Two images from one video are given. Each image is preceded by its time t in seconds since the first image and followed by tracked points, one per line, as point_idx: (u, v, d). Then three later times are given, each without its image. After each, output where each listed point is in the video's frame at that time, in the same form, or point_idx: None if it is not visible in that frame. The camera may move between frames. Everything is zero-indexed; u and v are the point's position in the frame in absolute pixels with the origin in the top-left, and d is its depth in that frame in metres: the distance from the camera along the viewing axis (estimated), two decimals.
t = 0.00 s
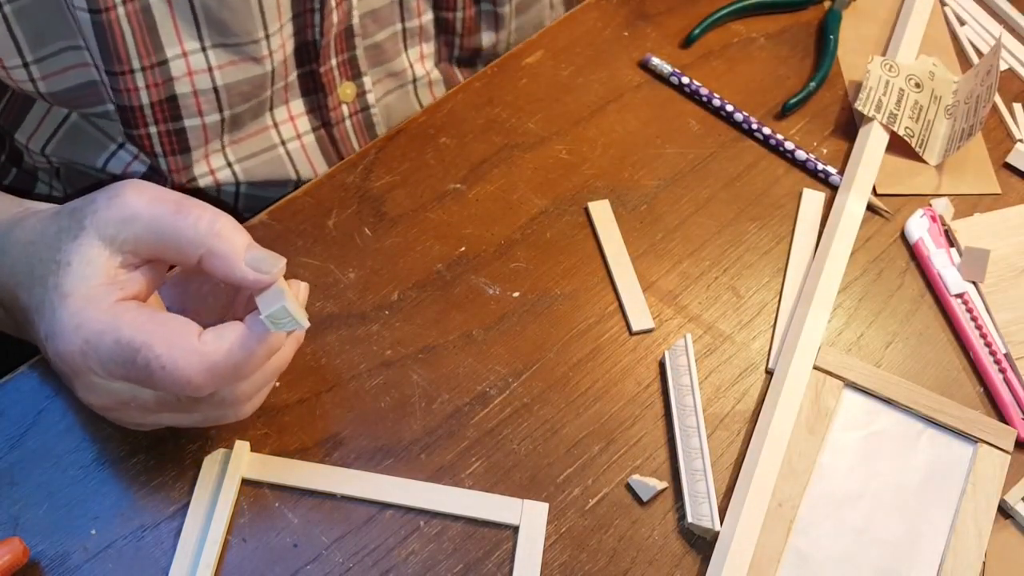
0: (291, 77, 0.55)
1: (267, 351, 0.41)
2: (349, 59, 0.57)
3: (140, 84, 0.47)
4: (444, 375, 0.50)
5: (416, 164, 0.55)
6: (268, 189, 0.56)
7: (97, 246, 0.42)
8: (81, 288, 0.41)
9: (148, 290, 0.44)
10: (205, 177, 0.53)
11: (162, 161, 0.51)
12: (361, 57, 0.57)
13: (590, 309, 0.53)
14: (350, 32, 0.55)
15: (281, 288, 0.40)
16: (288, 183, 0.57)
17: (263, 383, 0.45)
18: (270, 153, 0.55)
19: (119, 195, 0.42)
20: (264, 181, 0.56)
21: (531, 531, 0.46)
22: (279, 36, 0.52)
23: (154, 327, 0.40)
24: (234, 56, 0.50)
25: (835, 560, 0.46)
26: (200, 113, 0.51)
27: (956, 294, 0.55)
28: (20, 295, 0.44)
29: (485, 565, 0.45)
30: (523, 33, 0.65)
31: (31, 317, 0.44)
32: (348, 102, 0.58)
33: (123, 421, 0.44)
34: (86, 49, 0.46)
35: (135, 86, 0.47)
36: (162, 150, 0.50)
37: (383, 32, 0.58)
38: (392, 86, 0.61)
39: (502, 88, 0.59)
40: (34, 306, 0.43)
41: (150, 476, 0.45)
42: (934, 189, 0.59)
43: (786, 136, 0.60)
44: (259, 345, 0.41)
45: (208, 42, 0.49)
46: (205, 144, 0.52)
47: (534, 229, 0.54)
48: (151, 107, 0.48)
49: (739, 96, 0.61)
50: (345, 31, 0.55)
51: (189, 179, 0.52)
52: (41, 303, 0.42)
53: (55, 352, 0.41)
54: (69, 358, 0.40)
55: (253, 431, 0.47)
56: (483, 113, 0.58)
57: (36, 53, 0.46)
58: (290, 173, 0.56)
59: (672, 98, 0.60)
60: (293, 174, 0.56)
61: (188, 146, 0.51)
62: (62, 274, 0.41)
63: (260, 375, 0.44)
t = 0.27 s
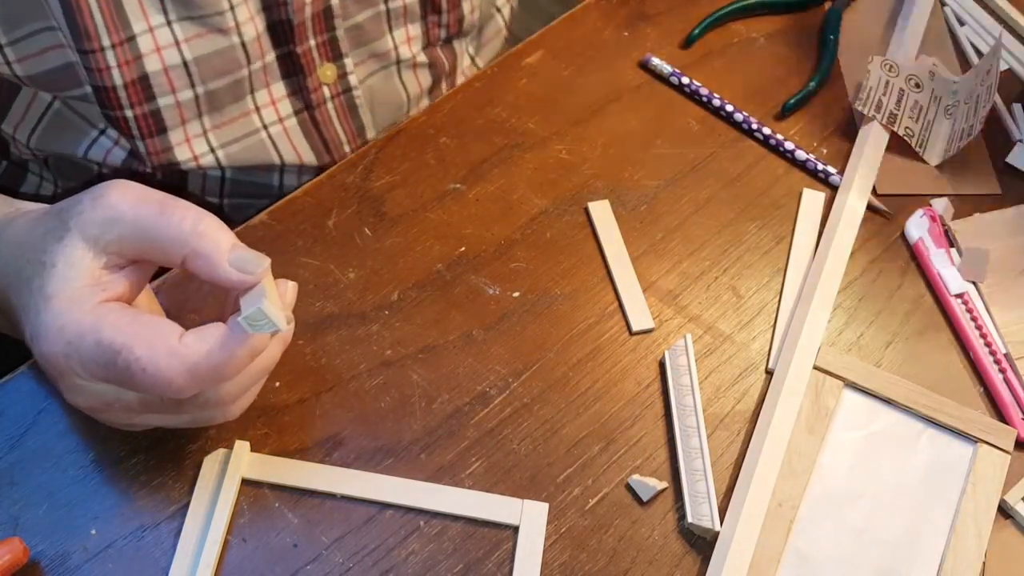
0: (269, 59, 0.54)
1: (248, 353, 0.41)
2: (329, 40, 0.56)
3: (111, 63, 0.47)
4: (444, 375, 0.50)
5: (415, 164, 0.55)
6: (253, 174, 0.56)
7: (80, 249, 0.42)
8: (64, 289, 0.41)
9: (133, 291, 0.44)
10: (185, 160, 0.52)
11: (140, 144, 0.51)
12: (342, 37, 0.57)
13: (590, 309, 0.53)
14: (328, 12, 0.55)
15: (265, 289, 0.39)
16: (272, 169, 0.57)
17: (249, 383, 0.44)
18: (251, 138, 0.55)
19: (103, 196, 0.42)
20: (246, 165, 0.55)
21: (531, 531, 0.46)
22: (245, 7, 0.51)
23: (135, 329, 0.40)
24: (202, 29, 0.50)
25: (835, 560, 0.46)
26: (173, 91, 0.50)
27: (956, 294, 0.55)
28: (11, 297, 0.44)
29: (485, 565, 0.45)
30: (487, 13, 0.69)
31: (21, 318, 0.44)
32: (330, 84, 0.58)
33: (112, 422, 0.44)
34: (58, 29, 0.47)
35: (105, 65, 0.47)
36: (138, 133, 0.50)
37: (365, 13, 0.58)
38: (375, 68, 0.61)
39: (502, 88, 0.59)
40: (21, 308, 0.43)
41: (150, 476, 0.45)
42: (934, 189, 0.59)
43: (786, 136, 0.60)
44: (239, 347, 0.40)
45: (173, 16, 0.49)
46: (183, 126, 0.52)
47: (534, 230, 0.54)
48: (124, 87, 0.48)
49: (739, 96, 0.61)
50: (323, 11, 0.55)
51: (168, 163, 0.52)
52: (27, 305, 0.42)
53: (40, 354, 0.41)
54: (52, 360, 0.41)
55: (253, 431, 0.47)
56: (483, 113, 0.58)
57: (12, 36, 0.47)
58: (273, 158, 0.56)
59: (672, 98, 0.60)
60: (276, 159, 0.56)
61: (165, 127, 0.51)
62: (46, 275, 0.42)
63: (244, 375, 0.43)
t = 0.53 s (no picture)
0: (239, 50, 0.54)
1: (233, 357, 0.40)
2: (301, 31, 0.56)
3: (73, 48, 0.47)
4: (444, 375, 0.50)
5: (415, 164, 0.55)
6: (227, 168, 0.58)
7: (66, 251, 0.42)
8: (49, 293, 0.42)
9: (122, 292, 0.44)
10: (155, 150, 0.53)
11: (106, 132, 0.51)
12: (315, 29, 0.57)
13: (590, 310, 0.53)
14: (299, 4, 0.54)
15: (250, 293, 0.38)
16: (247, 164, 0.58)
17: (237, 384, 0.44)
18: (223, 131, 0.55)
19: (90, 198, 0.42)
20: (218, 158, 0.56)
21: (531, 531, 0.46)
22: None
23: (117, 333, 0.40)
24: (165, 15, 0.50)
25: (834, 560, 0.46)
26: (136, 76, 0.50)
27: (956, 294, 0.55)
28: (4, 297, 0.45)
29: (485, 565, 0.45)
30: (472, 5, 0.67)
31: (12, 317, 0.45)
32: (304, 76, 0.57)
33: (101, 425, 0.45)
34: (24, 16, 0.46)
35: (68, 51, 0.47)
36: (105, 120, 0.50)
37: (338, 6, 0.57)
38: (351, 60, 0.61)
39: (502, 88, 0.59)
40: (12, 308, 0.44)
41: (150, 476, 0.45)
42: (934, 190, 0.59)
43: (786, 136, 0.60)
44: (224, 350, 0.40)
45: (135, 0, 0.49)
46: (150, 115, 0.52)
47: (534, 230, 0.54)
48: (88, 73, 0.48)
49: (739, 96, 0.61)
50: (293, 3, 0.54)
51: (137, 150, 0.52)
52: (17, 305, 0.43)
53: (26, 354, 0.42)
54: (37, 362, 0.42)
55: (253, 432, 0.47)
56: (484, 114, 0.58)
57: None
58: (244, 152, 0.57)
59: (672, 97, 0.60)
60: (249, 153, 0.57)
61: (131, 115, 0.51)
62: (34, 278, 0.42)
63: (232, 376, 0.43)
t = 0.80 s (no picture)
0: (214, 58, 0.53)
1: (228, 351, 0.41)
2: (279, 40, 0.55)
3: (47, 60, 0.47)
4: (444, 375, 0.50)
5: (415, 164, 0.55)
6: (210, 176, 0.58)
7: (58, 252, 0.42)
8: (42, 294, 0.42)
9: (115, 291, 0.44)
10: (132, 161, 0.53)
11: (81, 144, 0.51)
12: (294, 38, 0.56)
13: (589, 309, 0.53)
14: (276, 12, 0.54)
15: (244, 286, 0.39)
16: (229, 172, 0.58)
17: (234, 380, 0.45)
18: (201, 140, 0.55)
19: (80, 198, 0.42)
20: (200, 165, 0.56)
21: (531, 531, 0.46)
22: (183, 5, 0.51)
23: (111, 331, 0.40)
24: (135, 25, 0.49)
25: (834, 560, 0.46)
26: (109, 87, 0.50)
27: (956, 294, 0.55)
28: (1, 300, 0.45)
29: (485, 564, 0.45)
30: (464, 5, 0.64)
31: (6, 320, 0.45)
32: (282, 85, 0.57)
33: (98, 424, 0.45)
34: None
35: (40, 64, 0.47)
36: (80, 132, 0.50)
37: (317, 14, 0.56)
38: (331, 68, 0.59)
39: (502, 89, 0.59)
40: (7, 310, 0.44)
41: (150, 476, 0.45)
42: (934, 189, 0.59)
43: (786, 136, 0.60)
44: (219, 344, 0.40)
45: (106, 11, 0.48)
46: (125, 126, 0.52)
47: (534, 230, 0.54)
48: (63, 85, 0.48)
49: (739, 96, 0.61)
50: (269, 11, 0.54)
51: (114, 161, 0.52)
52: (12, 307, 0.43)
53: (22, 356, 0.43)
54: (34, 364, 0.42)
55: (253, 431, 0.47)
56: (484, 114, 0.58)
57: None
58: (225, 160, 0.57)
59: (672, 97, 0.60)
60: (229, 161, 0.57)
61: (106, 127, 0.51)
62: (27, 280, 0.42)
63: (228, 371, 0.44)
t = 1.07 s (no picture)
0: (205, 64, 0.53)
1: (224, 347, 0.40)
2: (270, 45, 0.55)
3: (36, 70, 0.47)
4: (444, 375, 0.50)
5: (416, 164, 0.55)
6: (204, 181, 0.57)
7: (54, 250, 0.42)
8: (38, 292, 0.42)
9: (111, 289, 0.44)
10: (123, 168, 0.53)
11: (73, 152, 0.51)
12: (286, 43, 0.56)
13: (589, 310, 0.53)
14: (266, 18, 0.54)
15: (239, 281, 0.39)
16: (222, 177, 0.58)
17: (231, 376, 0.44)
18: (195, 145, 0.55)
19: (76, 196, 0.42)
20: (194, 169, 0.56)
21: (531, 531, 0.46)
22: (174, 12, 0.51)
23: (107, 328, 0.40)
24: (126, 33, 0.50)
25: (834, 560, 0.46)
26: (100, 95, 0.50)
27: (956, 294, 0.55)
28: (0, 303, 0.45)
29: (486, 565, 0.45)
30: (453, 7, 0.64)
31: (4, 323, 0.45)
32: (275, 90, 0.57)
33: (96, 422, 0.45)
34: None
35: (31, 73, 0.47)
36: (72, 140, 0.51)
37: (310, 19, 0.56)
38: (325, 72, 0.59)
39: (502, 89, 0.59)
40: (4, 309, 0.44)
41: (150, 476, 0.45)
42: (935, 189, 0.59)
43: (786, 136, 0.60)
44: (213, 341, 0.40)
45: (96, 20, 0.48)
46: (116, 133, 0.52)
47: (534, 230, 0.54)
48: (53, 94, 0.49)
49: (739, 96, 0.61)
50: (261, 17, 0.53)
51: (105, 168, 0.52)
52: (9, 305, 0.43)
53: (19, 355, 0.43)
54: (30, 362, 0.42)
55: (253, 432, 0.47)
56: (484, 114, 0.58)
57: None
58: (218, 165, 0.57)
59: (672, 98, 0.60)
60: (221, 166, 0.57)
61: (98, 134, 0.51)
62: (23, 278, 0.42)
63: (225, 368, 0.43)
